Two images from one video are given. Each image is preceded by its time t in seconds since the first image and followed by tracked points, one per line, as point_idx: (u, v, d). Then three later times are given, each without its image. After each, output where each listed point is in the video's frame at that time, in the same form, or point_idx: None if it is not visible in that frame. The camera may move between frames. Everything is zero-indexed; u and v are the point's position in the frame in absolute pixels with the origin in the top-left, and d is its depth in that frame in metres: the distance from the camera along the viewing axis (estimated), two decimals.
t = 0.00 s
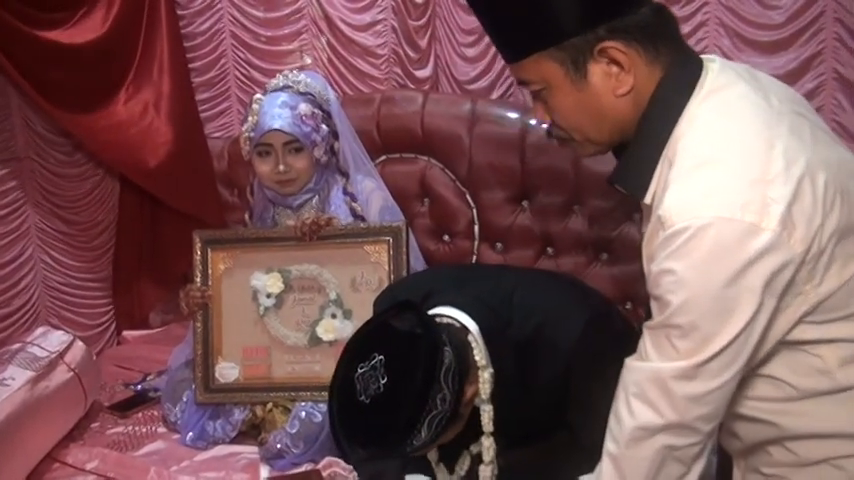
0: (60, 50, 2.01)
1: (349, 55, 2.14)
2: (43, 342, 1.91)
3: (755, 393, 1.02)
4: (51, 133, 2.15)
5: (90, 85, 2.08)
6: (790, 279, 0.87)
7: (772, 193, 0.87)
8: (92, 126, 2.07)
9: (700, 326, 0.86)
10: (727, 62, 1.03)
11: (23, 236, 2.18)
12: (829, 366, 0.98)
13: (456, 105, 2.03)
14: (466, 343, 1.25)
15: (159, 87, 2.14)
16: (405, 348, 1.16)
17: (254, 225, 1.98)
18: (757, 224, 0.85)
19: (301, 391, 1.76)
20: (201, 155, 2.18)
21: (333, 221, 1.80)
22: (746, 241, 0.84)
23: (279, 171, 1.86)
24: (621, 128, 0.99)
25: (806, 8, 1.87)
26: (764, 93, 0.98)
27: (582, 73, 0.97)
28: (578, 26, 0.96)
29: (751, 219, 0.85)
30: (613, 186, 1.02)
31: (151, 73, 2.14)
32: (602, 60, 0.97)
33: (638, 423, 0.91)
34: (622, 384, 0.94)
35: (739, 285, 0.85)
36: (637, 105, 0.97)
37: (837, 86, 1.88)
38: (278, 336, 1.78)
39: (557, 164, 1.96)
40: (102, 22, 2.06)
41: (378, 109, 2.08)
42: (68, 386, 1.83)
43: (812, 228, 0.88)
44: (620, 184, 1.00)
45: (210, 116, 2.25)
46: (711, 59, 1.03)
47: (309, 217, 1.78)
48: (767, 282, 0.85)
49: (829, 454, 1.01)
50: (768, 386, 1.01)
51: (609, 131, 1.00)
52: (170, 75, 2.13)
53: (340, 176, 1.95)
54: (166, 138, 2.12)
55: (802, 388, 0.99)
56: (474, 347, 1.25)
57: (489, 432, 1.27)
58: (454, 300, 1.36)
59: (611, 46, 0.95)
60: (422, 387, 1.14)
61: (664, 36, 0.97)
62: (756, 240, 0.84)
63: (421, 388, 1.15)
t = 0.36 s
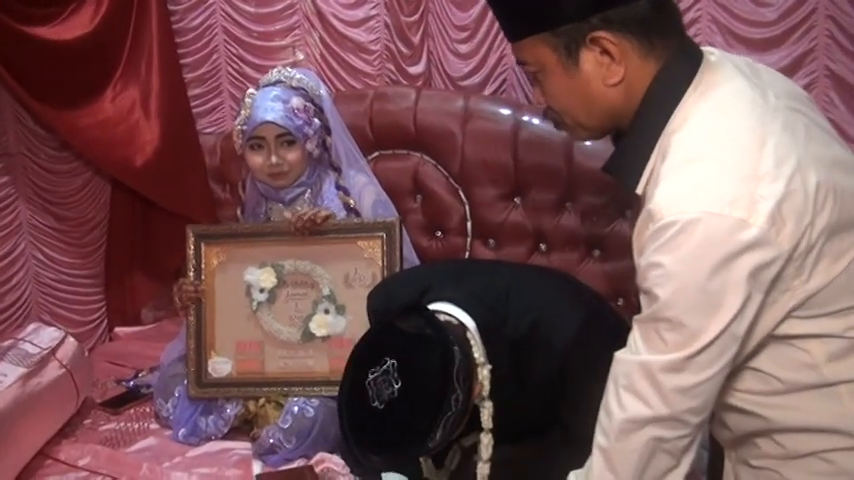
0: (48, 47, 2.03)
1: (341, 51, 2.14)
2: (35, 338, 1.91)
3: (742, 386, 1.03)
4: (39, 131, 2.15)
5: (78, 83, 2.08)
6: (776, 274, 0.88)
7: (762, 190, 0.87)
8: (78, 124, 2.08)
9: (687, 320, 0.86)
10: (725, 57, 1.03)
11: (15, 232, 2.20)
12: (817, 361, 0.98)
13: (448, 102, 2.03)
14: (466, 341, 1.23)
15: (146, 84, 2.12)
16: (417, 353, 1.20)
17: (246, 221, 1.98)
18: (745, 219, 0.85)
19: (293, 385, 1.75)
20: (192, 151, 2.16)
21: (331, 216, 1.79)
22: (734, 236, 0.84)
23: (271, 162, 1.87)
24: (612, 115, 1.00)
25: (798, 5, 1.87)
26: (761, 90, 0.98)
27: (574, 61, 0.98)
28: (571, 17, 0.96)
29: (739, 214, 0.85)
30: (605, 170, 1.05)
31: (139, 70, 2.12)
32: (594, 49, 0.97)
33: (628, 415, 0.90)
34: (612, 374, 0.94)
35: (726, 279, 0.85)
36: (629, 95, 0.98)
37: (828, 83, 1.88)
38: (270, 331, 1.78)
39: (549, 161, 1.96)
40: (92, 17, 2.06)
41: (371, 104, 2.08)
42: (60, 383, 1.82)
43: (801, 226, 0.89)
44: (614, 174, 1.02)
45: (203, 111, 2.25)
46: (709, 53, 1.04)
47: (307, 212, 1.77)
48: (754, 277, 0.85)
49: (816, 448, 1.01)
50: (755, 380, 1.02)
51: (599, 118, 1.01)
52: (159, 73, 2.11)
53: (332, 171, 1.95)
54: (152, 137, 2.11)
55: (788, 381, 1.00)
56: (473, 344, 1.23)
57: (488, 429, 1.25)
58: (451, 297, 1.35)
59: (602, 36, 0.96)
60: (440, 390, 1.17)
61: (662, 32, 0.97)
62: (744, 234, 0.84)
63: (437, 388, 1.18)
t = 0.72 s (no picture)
0: (41, 42, 2.01)
1: (335, 47, 2.14)
2: (28, 335, 1.90)
3: (730, 383, 1.04)
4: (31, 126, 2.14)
5: (71, 78, 2.08)
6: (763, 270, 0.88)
7: (751, 188, 0.87)
8: (71, 120, 2.08)
9: (674, 315, 0.86)
10: (720, 53, 1.03)
11: (9, 228, 2.18)
12: (804, 357, 0.99)
13: (442, 98, 2.03)
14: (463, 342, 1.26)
15: (140, 79, 2.13)
16: (413, 356, 1.21)
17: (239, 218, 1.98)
18: (733, 216, 0.85)
19: (286, 381, 1.75)
20: (186, 148, 2.18)
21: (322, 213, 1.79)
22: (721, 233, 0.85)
23: (262, 158, 1.86)
24: (602, 105, 1.01)
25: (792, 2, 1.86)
26: (756, 87, 0.98)
27: (565, 51, 0.98)
28: (565, 9, 0.96)
29: (727, 211, 0.85)
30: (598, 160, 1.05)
31: (132, 65, 2.13)
32: (584, 42, 0.97)
33: (617, 409, 0.90)
34: (602, 368, 0.94)
35: (713, 275, 0.85)
36: (618, 88, 0.99)
37: (821, 80, 1.88)
38: (263, 327, 1.78)
39: (542, 157, 1.97)
40: (87, 11, 2.05)
41: (364, 100, 2.08)
42: (53, 379, 1.82)
43: (790, 223, 0.89)
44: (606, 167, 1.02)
45: (196, 107, 2.25)
46: (705, 47, 1.04)
47: (297, 210, 1.77)
48: (741, 273, 0.86)
49: (805, 442, 1.02)
50: (742, 376, 1.03)
51: (589, 108, 1.02)
52: (152, 69, 2.12)
53: (324, 167, 1.95)
54: (145, 132, 2.12)
55: (775, 377, 1.00)
56: (467, 344, 1.26)
57: (482, 428, 1.27)
58: (444, 297, 1.36)
59: (591, 30, 0.96)
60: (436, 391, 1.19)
61: (655, 25, 0.96)
62: (731, 231, 0.85)
63: (434, 388, 1.19)
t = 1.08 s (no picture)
0: (35, 36, 2.01)
1: (326, 44, 2.14)
2: (19, 332, 1.90)
3: (718, 378, 1.05)
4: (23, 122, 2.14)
5: (63, 76, 2.08)
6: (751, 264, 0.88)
7: (740, 182, 0.87)
8: (63, 116, 2.08)
9: (662, 308, 0.86)
10: (715, 49, 1.03)
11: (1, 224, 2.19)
12: (793, 352, 0.99)
13: (433, 95, 2.03)
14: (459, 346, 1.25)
15: (132, 76, 2.13)
16: (403, 356, 1.22)
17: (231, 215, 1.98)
18: (721, 210, 0.85)
19: (278, 377, 1.76)
20: (178, 145, 2.17)
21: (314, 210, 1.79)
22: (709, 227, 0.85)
23: (253, 154, 1.86)
24: (592, 98, 1.02)
25: None
26: (748, 82, 0.98)
27: (558, 42, 0.99)
28: None
29: (716, 205, 0.85)
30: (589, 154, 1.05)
31: (124, 62, 2.13)
32: (577, 33, 0.98)
33: (605, 400, 0.90)
34: (591, 360, 0.94)
35: (700, 269, 0.85)
36: (609, 80, 0.99)
37: (812, 77, 1.88)
38: (255, 323, 1.78)
39: (534, 154, 1.97)
40: (81, 4, 2.05)
41: (356, 97, 2.09)
42: (45, 377, 1.82)
43: (778, 217, 0.89)
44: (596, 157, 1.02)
45: (188, 104, 2.25)
46: (699, 43, 1.04)
47: (290, 207, 1.77)
48: (728, 267, 0.86)
49: (793, 436, 1.02)
50: (730, 371, 1.03)
51: (582, 100, 1.02)
52: (144, 64, 2.12)
53: (316, 164, 1.95)
54: (138, 129, 2.11)
55: (763, 372, 1.01)
56: (459, 342, 1.26)
57: (474, 425, 1.27)
58: (436, 294, 1.37)
59: (584, 22, 0.96)
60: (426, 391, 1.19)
61: (652, 16, 0.97)
62: (719, 225, 0.85)
63: (425, 389, 1.19)
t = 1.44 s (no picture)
0: (36, 38, 2.00)
1: (318, 42, 2.14)
2: (13, 332, 1.90)
3: (710, 373, 1.05)
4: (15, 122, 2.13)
5: (55, 75, 2.06)
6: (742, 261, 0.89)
7: (730, 179, 0.88)
8: (56, 117, 2.07)
9: (654, 305, 0.87)
10: (707, 46, 1.04)
11: None
12: (785, 348, 1.00)
13: (426, 93, 2.03)
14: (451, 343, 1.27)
15: (125, 75, 2.12)
16: (397, 353, 1.21)
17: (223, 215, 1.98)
18: (712, 206, 0.86)
19: (273, 377, 1.76)
20: (171, 145, 2.18)
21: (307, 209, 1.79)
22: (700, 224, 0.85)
23: (243, 154, 1.85)
24: (584, 94, 1.02)
25: None
26: (739, 80, 0.99)
27: (549, 37, 0.98)
28: None
29: (707, 202, 0.86)
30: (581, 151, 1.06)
31: (117, 62, 2.12)
32: (570, 30, 0.97)
33: (598, 396, 0.91)
34: (584, 356, 0.95)
35: (691, 266, 0.85)
36: (602, 77, 1.00)
37: (803, 74, 1.88)
38: (249, 323, 1.78)
39: (526, 151, 1.97)
40: None
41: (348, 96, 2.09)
42: (39, 378, 1.82)
43: (769, 214, 0.89)
44: (589, 155, 1.04)
45: (180, 103, 2.26)
46: (691, 40, 1.04)
47: (283, 207, 1.77)
48: (720, 264, 0.86)
49: (787, 431, 1.03)
50: (722, 367, 1.04)
51: (576, 97, 1.02)
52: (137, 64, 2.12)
53: (307, 165, 1.95)
54: (131, 128, 2.11)
55: (756, 368, 1.01)
56: (453, 340, 1.28)
57: (467, 422, 1.28)
58: (428, 293, 1.37)
59: (577, 19, 0.96)
60: (420, 382, 1.19)
61: (641, 11, 0.96)
62: (711, 221, 0.85)
63: (419, 386, 1.19)
